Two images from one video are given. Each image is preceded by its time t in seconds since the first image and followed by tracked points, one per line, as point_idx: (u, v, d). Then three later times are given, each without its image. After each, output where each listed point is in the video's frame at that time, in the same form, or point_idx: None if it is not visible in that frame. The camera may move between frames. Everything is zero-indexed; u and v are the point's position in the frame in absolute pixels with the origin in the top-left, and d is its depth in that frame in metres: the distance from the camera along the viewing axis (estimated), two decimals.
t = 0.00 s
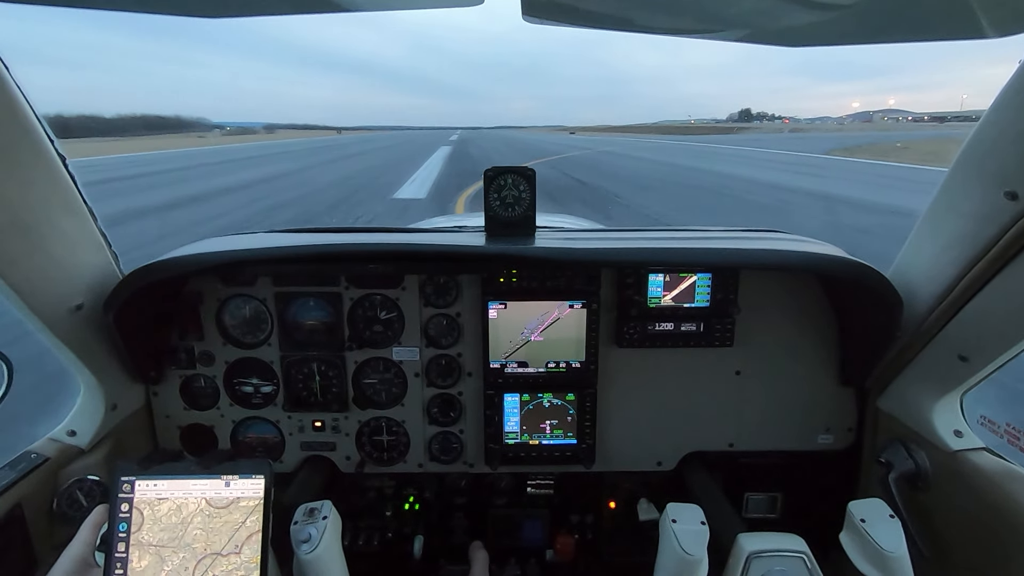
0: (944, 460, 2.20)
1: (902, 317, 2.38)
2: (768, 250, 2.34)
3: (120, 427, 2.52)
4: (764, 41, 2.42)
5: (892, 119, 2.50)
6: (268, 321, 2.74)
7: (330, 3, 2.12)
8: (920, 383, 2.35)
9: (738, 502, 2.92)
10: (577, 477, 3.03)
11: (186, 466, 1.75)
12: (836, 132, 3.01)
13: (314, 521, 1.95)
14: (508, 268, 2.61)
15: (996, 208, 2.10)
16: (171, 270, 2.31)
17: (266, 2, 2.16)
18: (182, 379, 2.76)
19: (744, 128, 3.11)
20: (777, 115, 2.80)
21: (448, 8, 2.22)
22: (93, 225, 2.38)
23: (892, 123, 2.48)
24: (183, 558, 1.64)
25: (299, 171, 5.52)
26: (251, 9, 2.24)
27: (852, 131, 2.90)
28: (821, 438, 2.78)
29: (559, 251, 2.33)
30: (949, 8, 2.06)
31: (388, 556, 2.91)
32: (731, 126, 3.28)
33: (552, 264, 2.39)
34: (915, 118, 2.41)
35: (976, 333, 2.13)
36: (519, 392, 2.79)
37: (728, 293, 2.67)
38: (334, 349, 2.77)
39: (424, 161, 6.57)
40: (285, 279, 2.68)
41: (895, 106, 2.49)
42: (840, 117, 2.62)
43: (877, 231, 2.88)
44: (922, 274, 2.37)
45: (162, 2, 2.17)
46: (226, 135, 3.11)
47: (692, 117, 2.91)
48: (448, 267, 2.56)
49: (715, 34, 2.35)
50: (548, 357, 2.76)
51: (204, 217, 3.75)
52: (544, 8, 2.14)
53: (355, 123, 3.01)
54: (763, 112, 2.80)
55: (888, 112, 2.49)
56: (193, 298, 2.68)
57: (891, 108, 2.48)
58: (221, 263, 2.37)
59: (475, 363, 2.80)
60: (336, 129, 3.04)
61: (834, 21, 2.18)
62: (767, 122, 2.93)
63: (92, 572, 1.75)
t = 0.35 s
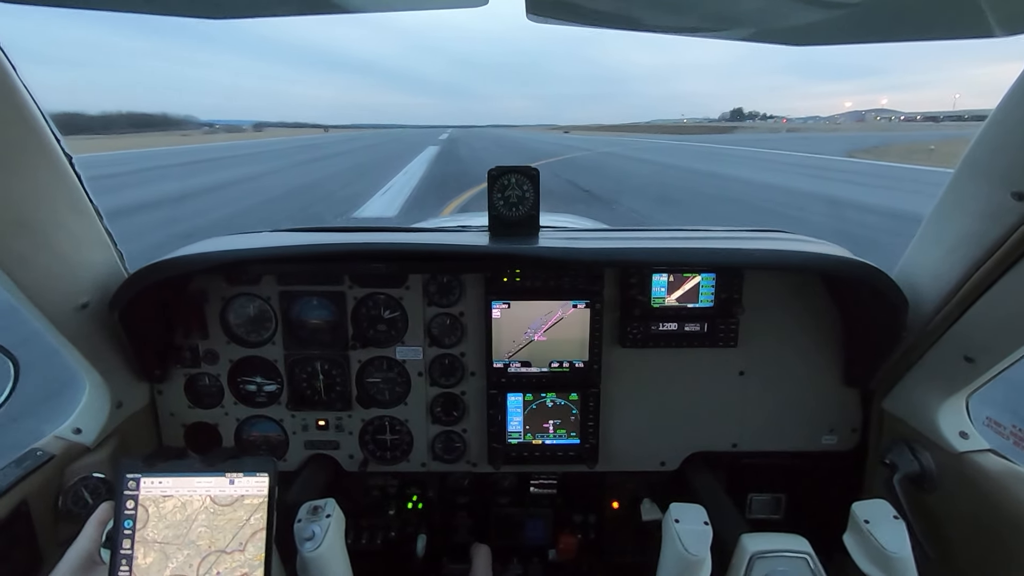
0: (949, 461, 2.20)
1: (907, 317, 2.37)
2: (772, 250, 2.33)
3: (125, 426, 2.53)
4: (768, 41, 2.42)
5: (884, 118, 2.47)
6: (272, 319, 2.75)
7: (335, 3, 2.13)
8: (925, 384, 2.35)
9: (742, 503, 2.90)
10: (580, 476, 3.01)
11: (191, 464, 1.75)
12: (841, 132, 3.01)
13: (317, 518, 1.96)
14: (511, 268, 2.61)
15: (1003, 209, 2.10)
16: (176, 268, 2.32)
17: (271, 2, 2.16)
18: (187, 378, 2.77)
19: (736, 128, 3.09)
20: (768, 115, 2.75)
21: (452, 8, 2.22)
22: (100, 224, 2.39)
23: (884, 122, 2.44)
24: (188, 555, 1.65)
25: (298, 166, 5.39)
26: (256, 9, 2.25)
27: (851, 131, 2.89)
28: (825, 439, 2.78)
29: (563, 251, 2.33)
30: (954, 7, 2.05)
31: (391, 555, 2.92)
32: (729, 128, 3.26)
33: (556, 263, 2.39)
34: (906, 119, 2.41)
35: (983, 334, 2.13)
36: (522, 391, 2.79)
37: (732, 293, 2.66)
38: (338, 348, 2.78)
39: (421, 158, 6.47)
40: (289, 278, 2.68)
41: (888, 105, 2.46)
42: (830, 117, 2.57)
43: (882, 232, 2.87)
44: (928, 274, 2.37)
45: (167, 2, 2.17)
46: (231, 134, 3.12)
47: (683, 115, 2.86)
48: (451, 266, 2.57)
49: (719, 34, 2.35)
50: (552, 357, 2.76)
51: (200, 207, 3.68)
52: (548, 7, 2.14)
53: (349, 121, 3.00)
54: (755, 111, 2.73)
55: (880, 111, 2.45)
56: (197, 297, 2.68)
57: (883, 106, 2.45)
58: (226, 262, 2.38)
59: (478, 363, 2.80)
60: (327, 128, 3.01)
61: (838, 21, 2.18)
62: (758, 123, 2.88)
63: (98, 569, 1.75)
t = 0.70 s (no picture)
0: (953, 461, 2.20)
1: (911, 316, 2.37)
2: (775, 250, 2.33)
3: (129, 425, 2.53)
4: (770, 40, 2.42)
5: (867, 118, 2.50)
6: (274, 319, 2.75)
7: (337, 3, 2.13)
8: (928, 384, 2.35)
9: (745, 502, 2.89)
10: (585, 476, 3.01)
11: (195, 463, 1.76)
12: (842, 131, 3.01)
13: (321, 518, 1.96)
14: (514, 268, 2.61)
15: (1007, 207, 2.10)
16: (179, 269, 2.32)
17: (272, 2, 2.16)
18: (190, 377, 2.77)
19: (729, 128, 3.09)
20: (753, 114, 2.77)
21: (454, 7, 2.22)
22: (103, 224, 2.39)
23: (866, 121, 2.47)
24: (192, 554, 1.65)
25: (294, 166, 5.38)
26: (258, 9, 2.25)
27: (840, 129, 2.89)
28: (828, 438, 2.77)
29: (566, 250, 2.33)
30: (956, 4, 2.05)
31: (394, 554, 2.92)
32: (718, 128, 3.26)
33: (558, 263, 2.39)
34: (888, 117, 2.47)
35: (986, 333, 2.12)
36: (524, 391, 2.79)
37: (735, 292, 2.66)
38: (340, 348, 2.78)
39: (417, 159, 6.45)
40: (291, 278, 2.68)
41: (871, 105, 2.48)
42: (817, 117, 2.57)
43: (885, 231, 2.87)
44: (931, 274, 2.36)
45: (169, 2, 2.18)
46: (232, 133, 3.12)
47: (669, 114, 2.85)
48: (454, 266, 2.57)
49: (722, 33, 2.34)
50: (554, 356, 2.76)
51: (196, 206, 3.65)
52: (550, 7, 2.14)
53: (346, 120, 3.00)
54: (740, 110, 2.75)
55: (863, 111, 2.47)
56: (200, 297, 2.69)
57: (865, 106, 2.47)
58: (229, 262, 2.38)
59: (481, 363, 2.80)
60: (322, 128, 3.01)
61: (840, 19, 2.18)
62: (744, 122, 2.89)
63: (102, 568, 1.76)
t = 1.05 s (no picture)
0: (954, 460, 2.19)
1: (911, 315, 2.37)
2: (775, 249, 2.33)
3: (129, 427, 2.53)
4: (769, 40, 2.42)
5: (848, 118, 2.53)
6: (275, 321, 2.75)
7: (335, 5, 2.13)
8: (929, 383, 2.34)
9: (746, 503, 2.87)
10: (584, 477, 2.99)
11: (196, 465, 1.76)
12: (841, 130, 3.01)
13: (322, 520, 1.96)
14: (514, 268, 2.61)
15: (1007, 206, 2.10)
16: (179, 270, 2.32)
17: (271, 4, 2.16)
18: (190, 379, 2.77)
19: (728, 128, 3.09)
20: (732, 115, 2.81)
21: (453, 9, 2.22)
22: (103, 226, 2.39)
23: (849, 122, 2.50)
24: (193, 555, 1.65)
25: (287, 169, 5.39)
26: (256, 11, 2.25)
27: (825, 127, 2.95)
28: (829, 438, 2.78)
29: (566, 251, 2.33)
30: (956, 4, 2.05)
31: (395, 556, 2.92)
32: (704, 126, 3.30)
33: (558, 263, 2.39)
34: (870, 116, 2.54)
35: (987, 331, 2.12)
36: (525, 391, 2.79)
37: (735, 292, 2.66)
38: (340, 349, 2.78)
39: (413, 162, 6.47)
40: (291, 279, 2.68)
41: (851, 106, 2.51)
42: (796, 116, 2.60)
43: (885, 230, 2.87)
44: (931, 273, 2.36)
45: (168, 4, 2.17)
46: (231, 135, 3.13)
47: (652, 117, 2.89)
48: (453, 267, 2.57)
49: (722, 33, 2.35)
50: (555, 357, 2.76)
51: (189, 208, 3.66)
52: (549, 8, 2.14)
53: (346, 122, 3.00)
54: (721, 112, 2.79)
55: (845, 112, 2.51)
56: (200, 298, 2.69)
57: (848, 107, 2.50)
58: (229, 264, 2.38)
59: (481, 364, 2.80)
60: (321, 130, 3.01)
61: (839, 19, 2.18)
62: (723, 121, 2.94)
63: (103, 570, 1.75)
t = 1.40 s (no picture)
0: (953, 457, 2.20)
1: (910, 312, 2.37)
2: (775, 247, 2.33)
3: (129, 428, 2.53)
4: (767, 38, 2.43)
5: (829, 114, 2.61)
6: (274, 321, 2.75)
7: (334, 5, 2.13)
8: (929, 380, 2.34)
9: (746, 501, 2.89)
10: (585, 477, 3.00)
11: (197, 466, 1.76)
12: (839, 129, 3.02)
13: (322, 520, 1.96)
14: (513, 268, 2.62)
15: (1004, 203, 2.10)
16: (178, 271, 2.32)
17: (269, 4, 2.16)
18: (189, 380, 2.77)
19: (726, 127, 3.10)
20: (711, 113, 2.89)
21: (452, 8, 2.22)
22: (102, 227, 2.39)
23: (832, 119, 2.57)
24: (194, 556, 1.65)
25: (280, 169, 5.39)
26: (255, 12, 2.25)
27: (810, 124, 3.03)
28: (828, 436, 2.78)
29: (565, 250, 2.33)
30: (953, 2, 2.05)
31: (395, 555, 2.92)
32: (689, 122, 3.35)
33: (557, 262, 2.39)
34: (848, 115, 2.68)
35: (986, 329, 2.13)
36: (525, 391, 2.79)
37: (734, 291, 2.66)
38: (340, 349, 2.78)
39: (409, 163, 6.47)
40: (290, 280, 2.68)
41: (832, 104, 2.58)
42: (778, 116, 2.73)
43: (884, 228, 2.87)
44: (930, 270, 2.36)
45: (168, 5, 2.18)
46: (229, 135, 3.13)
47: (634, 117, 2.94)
48: (452, 266, 2.57)
49: (719, 32, 2.35)
50: (554, 356, 2.76)
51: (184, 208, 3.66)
52: (548, 7, 2.14)
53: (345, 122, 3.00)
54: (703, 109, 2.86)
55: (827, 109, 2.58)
56: (199, 299, 2.68)
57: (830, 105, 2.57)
58: (229, 265, 2.38)
59: (481, 363, 2.80)
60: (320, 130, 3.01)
61: (837, 17, 2.18)
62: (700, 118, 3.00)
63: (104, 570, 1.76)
